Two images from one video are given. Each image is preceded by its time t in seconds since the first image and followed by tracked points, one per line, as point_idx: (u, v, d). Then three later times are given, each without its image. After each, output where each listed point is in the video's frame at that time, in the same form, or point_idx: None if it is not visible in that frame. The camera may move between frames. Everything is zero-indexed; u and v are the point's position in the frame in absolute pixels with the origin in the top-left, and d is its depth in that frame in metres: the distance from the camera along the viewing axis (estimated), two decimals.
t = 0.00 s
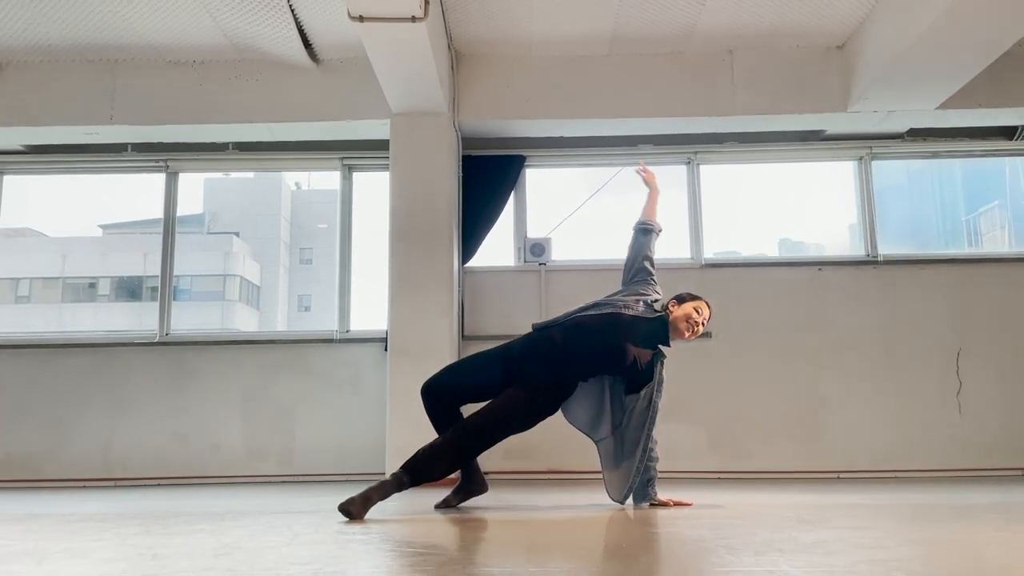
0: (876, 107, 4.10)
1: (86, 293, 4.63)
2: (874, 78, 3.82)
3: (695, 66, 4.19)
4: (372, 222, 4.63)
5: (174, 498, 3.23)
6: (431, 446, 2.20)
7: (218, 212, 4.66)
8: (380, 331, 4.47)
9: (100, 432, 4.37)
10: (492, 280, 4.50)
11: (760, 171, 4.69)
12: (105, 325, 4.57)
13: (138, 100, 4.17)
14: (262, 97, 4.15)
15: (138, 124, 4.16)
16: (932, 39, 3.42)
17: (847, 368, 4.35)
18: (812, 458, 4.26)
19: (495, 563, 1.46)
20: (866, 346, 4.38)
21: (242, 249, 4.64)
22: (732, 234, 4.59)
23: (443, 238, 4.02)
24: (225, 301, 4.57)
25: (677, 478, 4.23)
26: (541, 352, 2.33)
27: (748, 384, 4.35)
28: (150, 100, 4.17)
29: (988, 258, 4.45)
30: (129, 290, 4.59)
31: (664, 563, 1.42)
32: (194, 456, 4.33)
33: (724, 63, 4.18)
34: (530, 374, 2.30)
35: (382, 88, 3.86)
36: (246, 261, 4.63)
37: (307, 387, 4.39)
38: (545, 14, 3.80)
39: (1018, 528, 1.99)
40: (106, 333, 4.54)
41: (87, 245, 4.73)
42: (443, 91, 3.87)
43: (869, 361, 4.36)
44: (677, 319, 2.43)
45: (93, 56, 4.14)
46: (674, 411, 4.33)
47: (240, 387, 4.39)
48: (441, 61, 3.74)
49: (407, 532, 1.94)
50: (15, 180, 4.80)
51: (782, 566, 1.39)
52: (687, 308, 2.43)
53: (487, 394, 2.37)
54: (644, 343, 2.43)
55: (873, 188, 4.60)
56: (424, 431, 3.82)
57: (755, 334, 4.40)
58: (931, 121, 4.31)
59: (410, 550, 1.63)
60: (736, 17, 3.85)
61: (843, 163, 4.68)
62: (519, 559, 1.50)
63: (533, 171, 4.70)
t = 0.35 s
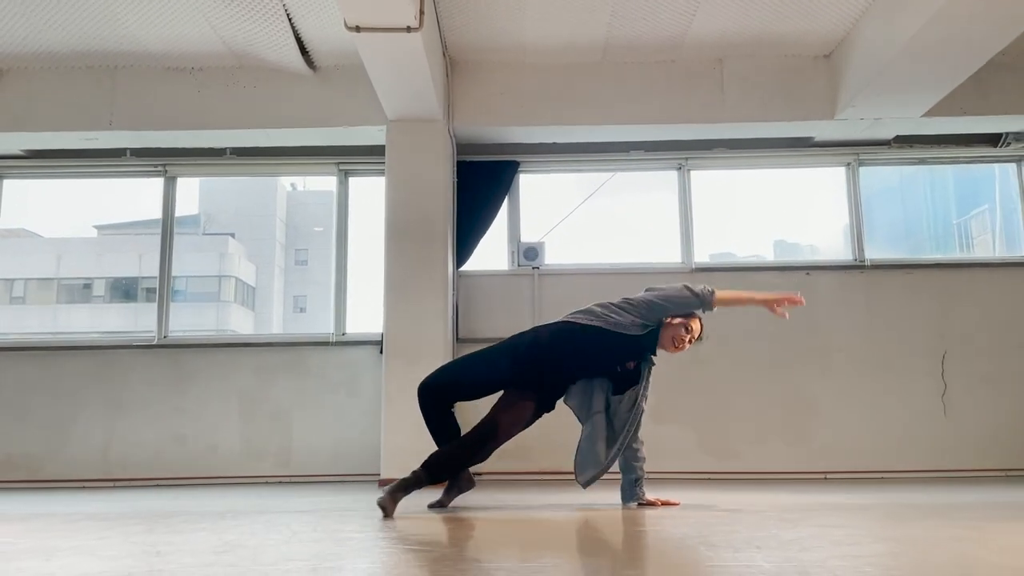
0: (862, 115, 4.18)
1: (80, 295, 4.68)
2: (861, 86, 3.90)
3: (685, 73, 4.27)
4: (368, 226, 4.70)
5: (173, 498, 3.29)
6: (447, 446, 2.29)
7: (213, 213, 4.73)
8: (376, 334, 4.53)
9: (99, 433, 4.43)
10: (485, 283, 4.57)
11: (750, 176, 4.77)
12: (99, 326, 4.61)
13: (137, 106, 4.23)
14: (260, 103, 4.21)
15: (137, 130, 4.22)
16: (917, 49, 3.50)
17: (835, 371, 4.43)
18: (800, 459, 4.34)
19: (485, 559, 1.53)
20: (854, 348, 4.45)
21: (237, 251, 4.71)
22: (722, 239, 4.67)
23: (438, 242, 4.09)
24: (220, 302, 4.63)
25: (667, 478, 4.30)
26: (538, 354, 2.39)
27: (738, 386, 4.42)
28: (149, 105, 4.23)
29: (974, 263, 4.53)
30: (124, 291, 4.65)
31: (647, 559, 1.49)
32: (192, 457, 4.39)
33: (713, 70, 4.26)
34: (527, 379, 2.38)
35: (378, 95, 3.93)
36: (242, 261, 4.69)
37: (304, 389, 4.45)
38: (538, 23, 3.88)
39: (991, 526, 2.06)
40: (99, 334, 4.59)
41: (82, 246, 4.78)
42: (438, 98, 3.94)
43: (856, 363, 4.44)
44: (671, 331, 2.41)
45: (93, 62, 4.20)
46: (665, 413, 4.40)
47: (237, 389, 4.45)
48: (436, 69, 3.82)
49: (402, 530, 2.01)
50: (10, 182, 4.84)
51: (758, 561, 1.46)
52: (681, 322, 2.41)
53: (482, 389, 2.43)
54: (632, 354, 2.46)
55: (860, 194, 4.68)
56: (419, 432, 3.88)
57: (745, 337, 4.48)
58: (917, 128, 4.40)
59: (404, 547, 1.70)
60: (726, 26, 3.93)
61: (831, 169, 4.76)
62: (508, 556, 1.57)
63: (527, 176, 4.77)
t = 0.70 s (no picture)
0: (852, 122, 4.27)
1: (76, 295, 4.76)
2: (850, 94, 3.99)
3: (679, 81, 4.36)
4: (367, 230, 4.78)
5: (177, 497, 3.36)
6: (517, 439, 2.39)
7: (209, 215, 4.80)
8: (375, 336, 4.61)
9: (101, 434, 4.50)
10: (482, 286, 4.65)
11: (742, 181, 4.86)
12: (95, 325, 4.71)
13: (140, 112, 4.30)
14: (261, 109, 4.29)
15: (140, 135, 4.29)
16: (903, 58, 3.59)
17: (825, 373, 4.52)
18: (791, 459, 4.42)
19: (484, 553, 1.61)
20: (844, 350, 4.54)
21: (233, 249, 4.77)
22: (715, 243, 4.76)
23: (436, 247, 4.16)
24: (216, 303, 4.70)
25: (661, 478, 4.38)
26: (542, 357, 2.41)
27: (730, 387, 4.51)
28: (153, 111, 4.30)
29: (962, 267, 4.62)
30: (120, 291, 4.72)
31: (638, 552, 1.57)
32: (194, 457, 4.46)
33: (706, 78, 4.35)
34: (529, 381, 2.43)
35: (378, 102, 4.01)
36: (238, 262, 4.76)
37: (304, 390, 4.53)
38: (536, 32, 3.96)
39: (970, 523, 2.15)
40: (95, 334, 4.69)
41: (77, 246, 4.85)
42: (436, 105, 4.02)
43: (846, 365, 4.53)
44: (641, 356, 2.29)
45: (96, 69, 4.27)
46: (659, 413, 4.48)
47: (237, 390, 4.52)
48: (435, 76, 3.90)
49: (403, 527, 2.08)
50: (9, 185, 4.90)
51: (743, 555, 1.54)
52: (652, 351, 2.27)
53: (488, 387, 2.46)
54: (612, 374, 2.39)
55: (851, 199, 4.77)
56: (417, 432, 3.96)
57: (738, 339, 4.56)
58: (905, 135, 4.49)
59: (406, 543, 1.77)
60: (718, 35, 4.02)
61: (822, 174, 4.85)
62: (505, 550, 1.65)
63: (523, 181, 4.85)
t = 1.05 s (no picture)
0: (843, 134, 4.37)
1: (72, 295, 4.85)
2: (840, 107, 4.09)
3: (673, 93, 4.46)
4: (368, 237, 4.86)
5: (185, 501, 3.45)
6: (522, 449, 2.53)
7: (206, 215, 4.89)
8: (375, 342, 4.70)
9: (106, 438, 4.58)
10: (481, 293, 4.74)
11: (736, 191, 4.96)
12: (92, 326, 4.80)
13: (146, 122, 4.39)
14: (264, 120, 4.38)
15: (145, 145, 4.38)
16: (891, 74, 3.70)
17: (816, 378, 4.62)
18: (782, 463, 4.52)
19: (485, 557, 1.70)
20: (835, 357, 4.64)
21: (230, 250, 4.86)
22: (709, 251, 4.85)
23: (435, 255, 4.25)
24: (213, 303, 4.79)
25: (656, 481, 4.48)
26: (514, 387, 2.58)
27: (723, 392, 4.61)
28: (158, 122, 4.39)
29: (950, 275, 4.72)
30: (116, 292, 4.82)
31: (631, 557, 1.66)
32: (197, 460, 4.54)
33: (700, 91, 4.45)
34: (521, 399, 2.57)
35: (380, 114, 4.10)
36: (235, 262, 4.85)
37: (306, 395, 4.61)
38: (533, 46, 4.06)
39: (949, 528, 2.24)
40: (93, 336, 4.78)
41: (75, 247, 4.94)
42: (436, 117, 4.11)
43: (837, 371, 4.62)
44: (609, 384, 2.41)
45: (103, 81, 4.35)
46: (654, 418, 4.58)
47: (240, 395, 4.61)
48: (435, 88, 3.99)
49: (407, 532, 2.17)
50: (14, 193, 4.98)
51: (730, 559, 1.63)
52: (620, 381, 2.40)
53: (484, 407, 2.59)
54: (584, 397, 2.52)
55: (842, 208, 4.87)
56: (417, 437, 4.05)
57: (731, 345, 4.66)
58: (895, 146, 4.59)
59: (411, 547, 1.86)
60: (712, 49, 4.12)
61: (814, 184, 4.95)
62: (506, 554, 1.74)
63: (521, 190, 4.95)
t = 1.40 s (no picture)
0: (836, 150, 4.47)
1: (70, 296, 4.95)
2: (833, 125, 4.19)
3: (671, 109, 4.56)
4: (370, 249, 4.96)
5: (195, 509, 3.54)
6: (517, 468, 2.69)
7: (206, 217, 4.98)
8: (378, 352, 4.79)
9: (113, 445, 4.67)
10: (482, 304, 4.83)
11: (732, 203, 5.06)
12: (89, 327, 4.90)
13: (154, 137, 4.48)
14: (269, 135, 4.47)
15: (153, 159, 4.46)
16: (883, 95, 3.80)
17: (809, 388, 4.72)
18: (776, 471, 4.62)
19: (492, 570, 1.80)
20: (827, 366, 4.74)
21: (228, 250, 4.94)
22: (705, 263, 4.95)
23: (437, 268, 4.35)
24: (211, 303, 4.89)
25: (653, 489, 4.58)
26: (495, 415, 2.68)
27: (719, 401, 4.71)
28: (166, 137, 4.48)
29: (940, 287, 4.83)
30: (114, 292, 4.92)
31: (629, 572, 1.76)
32: (203, 468, 4.63)
33: (696, 107, 4.55)
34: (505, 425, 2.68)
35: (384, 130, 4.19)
36: (230, 262, 4.93)
37: (310, 404, 4.70)
38: (534, 65, 4.16)
39: (933, 541, 2.34)
40: (90, 337, 4.89)
41: (73, 248, 5.02)
42: (439, 134, 4.21)
43: (830, 381, 4.73)
44: (582, 411, 2.54)
45: (111, 97, 4.44)
46: (651, 426, 4.67)
47: (246, 404, 4.70)
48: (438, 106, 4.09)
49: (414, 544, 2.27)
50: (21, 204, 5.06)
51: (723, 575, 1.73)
52: (592, 411, 2.52)
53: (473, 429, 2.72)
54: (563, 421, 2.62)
55: (834, 220, 4.97)
56: (420, 446, 4.14)
57: (726, 355, 4.76)
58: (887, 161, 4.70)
59: (421, 560, 1.96)
60: (709, 67, 4.22)
61: (808, 196, 5.05)
62: (511, 568, 1.84)
63: (521, 202, 5.04)
